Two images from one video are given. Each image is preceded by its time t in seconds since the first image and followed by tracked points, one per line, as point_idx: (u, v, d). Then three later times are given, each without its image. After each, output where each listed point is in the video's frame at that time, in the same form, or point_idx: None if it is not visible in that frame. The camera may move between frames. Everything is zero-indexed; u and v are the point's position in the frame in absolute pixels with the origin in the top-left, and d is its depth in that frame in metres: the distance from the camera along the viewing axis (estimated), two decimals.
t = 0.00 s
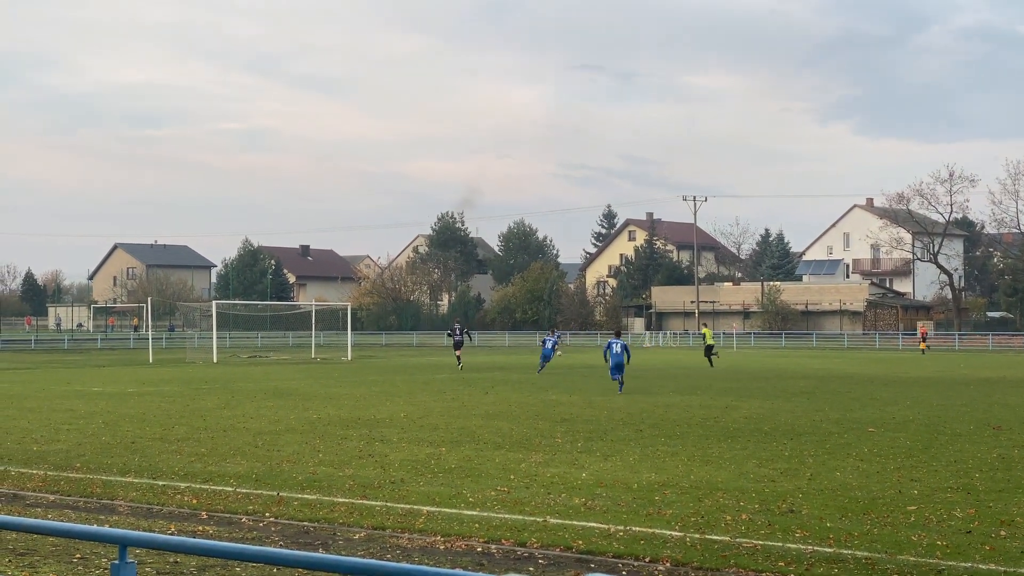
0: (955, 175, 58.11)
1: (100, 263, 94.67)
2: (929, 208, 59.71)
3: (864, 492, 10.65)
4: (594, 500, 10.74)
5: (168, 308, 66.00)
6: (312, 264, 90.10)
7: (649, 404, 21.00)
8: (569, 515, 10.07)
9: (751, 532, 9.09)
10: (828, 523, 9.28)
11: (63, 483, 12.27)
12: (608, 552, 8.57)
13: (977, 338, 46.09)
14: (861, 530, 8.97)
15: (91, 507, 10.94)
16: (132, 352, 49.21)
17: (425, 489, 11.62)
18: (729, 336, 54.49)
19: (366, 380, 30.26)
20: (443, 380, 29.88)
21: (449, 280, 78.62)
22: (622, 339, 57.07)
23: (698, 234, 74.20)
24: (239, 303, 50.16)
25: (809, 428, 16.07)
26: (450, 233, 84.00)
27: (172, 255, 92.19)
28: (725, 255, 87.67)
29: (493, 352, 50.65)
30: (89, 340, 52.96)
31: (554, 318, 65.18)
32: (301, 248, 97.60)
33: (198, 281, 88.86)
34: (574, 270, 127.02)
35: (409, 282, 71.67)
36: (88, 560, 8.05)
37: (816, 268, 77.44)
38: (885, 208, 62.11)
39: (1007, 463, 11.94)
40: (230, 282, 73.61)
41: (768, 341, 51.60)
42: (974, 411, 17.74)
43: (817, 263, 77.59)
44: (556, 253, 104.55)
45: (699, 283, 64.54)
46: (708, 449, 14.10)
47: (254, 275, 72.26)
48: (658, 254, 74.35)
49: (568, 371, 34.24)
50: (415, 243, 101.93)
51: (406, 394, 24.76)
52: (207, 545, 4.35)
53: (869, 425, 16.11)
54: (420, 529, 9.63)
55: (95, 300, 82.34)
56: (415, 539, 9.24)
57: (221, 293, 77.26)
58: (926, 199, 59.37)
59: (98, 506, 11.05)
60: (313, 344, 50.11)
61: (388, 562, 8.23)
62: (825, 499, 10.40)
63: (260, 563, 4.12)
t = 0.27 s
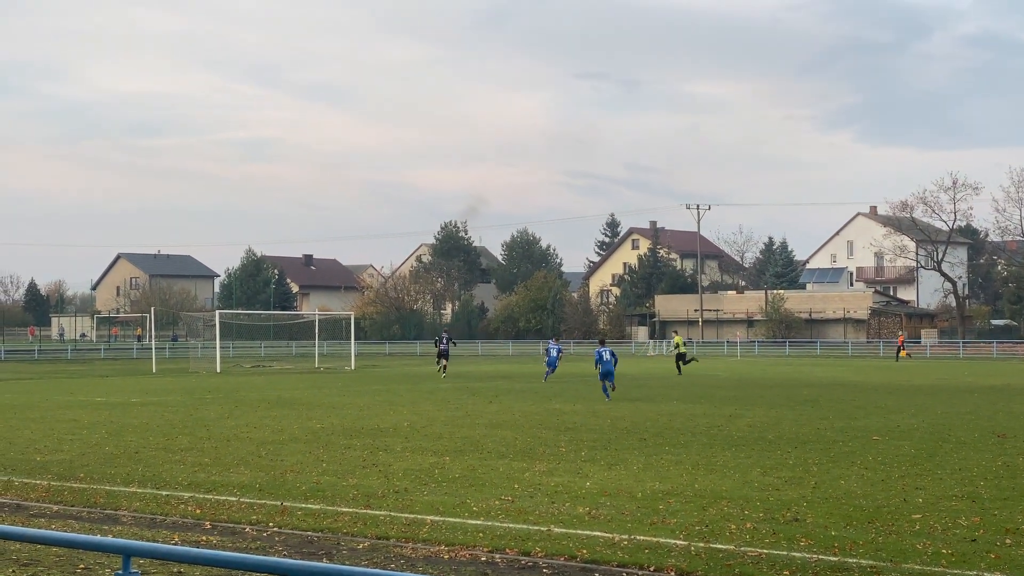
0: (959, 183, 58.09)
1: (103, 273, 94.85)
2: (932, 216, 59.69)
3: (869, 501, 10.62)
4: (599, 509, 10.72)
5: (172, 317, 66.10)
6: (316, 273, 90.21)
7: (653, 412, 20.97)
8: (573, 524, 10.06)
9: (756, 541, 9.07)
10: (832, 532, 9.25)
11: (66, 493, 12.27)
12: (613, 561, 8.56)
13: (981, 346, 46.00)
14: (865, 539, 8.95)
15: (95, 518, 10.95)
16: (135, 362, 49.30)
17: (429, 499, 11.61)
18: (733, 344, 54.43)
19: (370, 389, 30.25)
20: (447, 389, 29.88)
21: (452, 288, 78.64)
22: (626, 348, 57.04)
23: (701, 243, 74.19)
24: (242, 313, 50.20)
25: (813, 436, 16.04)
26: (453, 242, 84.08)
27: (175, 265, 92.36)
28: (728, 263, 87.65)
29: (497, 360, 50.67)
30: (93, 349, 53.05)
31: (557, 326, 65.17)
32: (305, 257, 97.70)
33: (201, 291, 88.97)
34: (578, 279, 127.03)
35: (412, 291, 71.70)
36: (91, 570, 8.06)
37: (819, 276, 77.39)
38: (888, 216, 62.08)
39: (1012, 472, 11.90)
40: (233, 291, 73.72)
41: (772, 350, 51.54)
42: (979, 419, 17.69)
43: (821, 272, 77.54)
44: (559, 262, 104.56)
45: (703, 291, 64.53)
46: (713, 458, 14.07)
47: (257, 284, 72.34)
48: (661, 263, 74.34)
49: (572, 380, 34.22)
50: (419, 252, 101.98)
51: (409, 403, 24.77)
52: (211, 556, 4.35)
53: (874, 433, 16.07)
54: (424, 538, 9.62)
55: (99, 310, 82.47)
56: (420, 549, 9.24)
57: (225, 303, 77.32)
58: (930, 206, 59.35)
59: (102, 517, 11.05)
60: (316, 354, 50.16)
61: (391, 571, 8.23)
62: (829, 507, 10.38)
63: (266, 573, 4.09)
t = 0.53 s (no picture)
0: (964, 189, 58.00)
1: (109, 283, 95.11)
2: (937, 222, 59.60)
3: (876, 508, 10.59)
4: (605, 518, 10.70)
5: (178, 327, 66.23)
6: (321, 282, 90.31)
7: (659, 420, 20.94)
8: (579, 533, 10.05)
9: (763, 549, 9.05)
10: (839, 540, 9.23)
11: (72, 503, 12.29)
12: (620, 570, 8.55)
13: (988, 353, 45.83)
14: (872, 546, 8.92)
15: (101, 528, 10.97)
16: (141, 371, 49.40)
17: (435, 507, 11.59)
18: (738, 351, 54.34)
19: (375, 398, 30.26)
20: (452, 398, 29.87)
21: (457, 297, 78.65)
22: (632, 355, 56.93)
23: (706, 250, 74.16)
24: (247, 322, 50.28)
25: (820, 444, 15.98)
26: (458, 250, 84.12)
27: (181, 274, 92.57)
28: (733, 271, 87.53)
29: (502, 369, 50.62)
30: (99, 359, 53.18)
31: (562, 334, 65.16)
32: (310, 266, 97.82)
33: (207, 299, 89.12)
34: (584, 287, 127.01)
35: (417, 300, 71.75)
36: None
37: (824, 283, 77.27)
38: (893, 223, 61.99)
39: (1019, 479, 11.85)
40: (238, 301, 73.91)
41: (778, 357, 51.43)
42: (987, 426, 17.61)
43: (826, 278, 77.41)
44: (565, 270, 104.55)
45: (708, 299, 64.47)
46: (719, 466, 14.03)
47: (262, 293, 72.47)
48: (667, 270, 74.28)
49: (577, 387, 34.20)
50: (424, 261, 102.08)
51: (414, 412, 24.77)
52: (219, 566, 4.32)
53: (880, 441, 16.01)
54: (430, 547, 9.62)
55: (105, 320, 82.64)
56: (425, 558, 9.23)
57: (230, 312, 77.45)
58: (935, 213, 59.26)
59: (108, 526, 11.07)
60: (321, 362, 50.21)
61: None
62: (836, 515, 10.35)
63: None
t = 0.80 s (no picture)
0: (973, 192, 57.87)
1: (117, 290, 95.37)
2: (946, 226, 59.46)
3: (887, 513, 10.57)
4: (615, 523, 10.70)
5: (187, 333, 66.40)
6: (329, 288, 90.44)
7: (669, 425, 20.92)
8: (590, 538, 10.05)
9: (774, 554, 9.03)
10: (851, 544, 9.21)
11: (83, 509, 12.33)
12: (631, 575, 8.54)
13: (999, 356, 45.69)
14: (884, 551, 8.90)
15: (112, 534, 11.01)
16: (151, 378, 49.54)
17: (445, 513, 11.60)
18: (747, 356, 54.26)
19: (383, 403, 30.26)
20: (462, 403, 29.91)
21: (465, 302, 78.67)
22: (640, 360, 56.89)
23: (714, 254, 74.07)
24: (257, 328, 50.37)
25: (830, 448, 15.96)
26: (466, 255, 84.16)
27: (189, 281, 92.77)
28: (742, 275, 87.43)
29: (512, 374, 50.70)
30: (108, 366, 53.30)
31: (571, 339, 65.15)
32: (318, 271, 97.96)
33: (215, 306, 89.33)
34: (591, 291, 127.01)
35: (425, 305, 71.82)
36: None
37: (833, 287, 77.12)
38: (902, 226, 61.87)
39: None
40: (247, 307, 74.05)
41: (788, 361, 51.33)
42: (997, 430, 17.55)
43: (835, 282, 77.26)
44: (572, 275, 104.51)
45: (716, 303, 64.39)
46: (729, 471, 14.00)
47: (270, 299, 72.61)
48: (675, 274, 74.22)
49: (586, 392, 34.18)
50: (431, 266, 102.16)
51: (423, 417, 24.79)
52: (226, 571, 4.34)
53: (891, 445, 15.97)
54: (440, 553, 9.62)
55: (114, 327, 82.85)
56: (436, 563, 9.24)
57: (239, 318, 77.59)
58: (944, 216, 59.13)
59: (119, 533, 11.11)
60: (331, 368, 50.28)
61: None
62: (847, 520, 10.34)
63: None
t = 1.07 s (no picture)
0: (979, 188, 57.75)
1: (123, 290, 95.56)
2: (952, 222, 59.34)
3: (894, 510, 10.56)
4: (621, 522, 10.70)
5: (193, 333, 66.51)
6: (335, 287, 90.53)
7: (676, 423, 20.92)
8: (595, 536, 10.06)
9: (781, 551, 9.03)
10: (858, 542, 9.21)
11: (89, 510, 12.38)
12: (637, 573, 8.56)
13: (1005, 352, 45.62)
14: (892, 549, 8.89)
15: (118, 534, 11.05)
16: (158, 377, 49.65)
17: (452, 512, 11.62)
18: (753, 353, 54.14)
19: (389, 402, 30.27)
20: (468, 402, 29.89)
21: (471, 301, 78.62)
22: (647, 358, 56.79)
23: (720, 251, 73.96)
24: (263, 327, 50.46)
25: (837, 445, 15.95)
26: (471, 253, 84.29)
27: (195, 281, 92.94)
28: (747, 273, 87.27)
29: (517, 372, 50.70)
30: (115, 366, 53.43)
31: (577, 338, 65.11)
32: (324, 270, 98.05)
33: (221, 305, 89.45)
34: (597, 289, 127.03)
35: (431, 304, 71.83)
36: None
37: (839, 284, 76.99)
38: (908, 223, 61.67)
39: None
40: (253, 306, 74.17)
41: (794, 358, 51.24)
42: (1006, 426, 17.51)
43: (841, 280, 77.15)
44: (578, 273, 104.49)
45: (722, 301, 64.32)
46: (736, 469, 14.03)
47: (277, 299, 72.70)
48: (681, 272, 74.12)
49: (592, 390, 34.22)
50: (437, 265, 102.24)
51: (430, 416, 24.82)
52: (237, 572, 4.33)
53: (897, 442, 15.95)
54: (447, 552, 9.64)
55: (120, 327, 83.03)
56: (443, 563, 9.26)
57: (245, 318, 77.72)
58: (950, 212, 59.03)
59: (125, 533, 11.15)
60: (337, 367, 50.32)
61: None
62: (855, 517, 10.34)
63: None
